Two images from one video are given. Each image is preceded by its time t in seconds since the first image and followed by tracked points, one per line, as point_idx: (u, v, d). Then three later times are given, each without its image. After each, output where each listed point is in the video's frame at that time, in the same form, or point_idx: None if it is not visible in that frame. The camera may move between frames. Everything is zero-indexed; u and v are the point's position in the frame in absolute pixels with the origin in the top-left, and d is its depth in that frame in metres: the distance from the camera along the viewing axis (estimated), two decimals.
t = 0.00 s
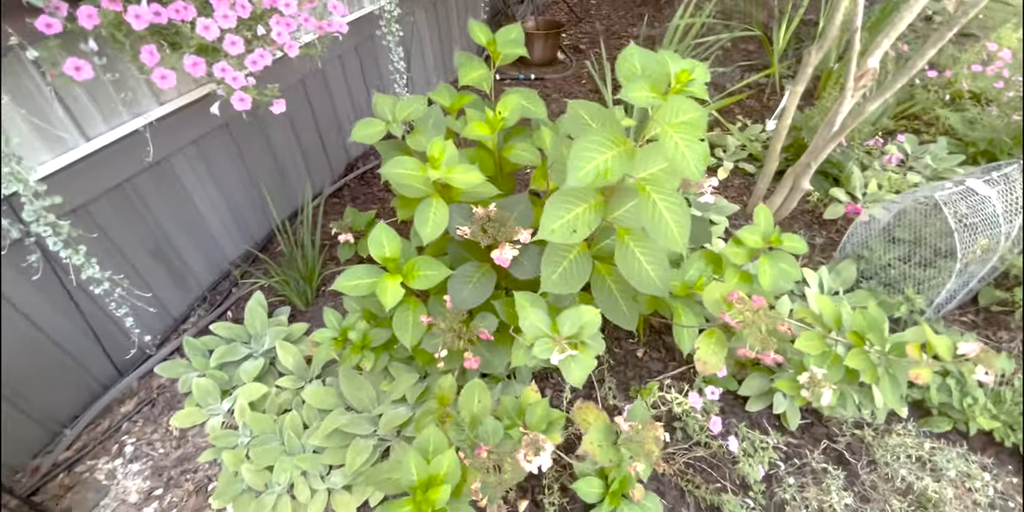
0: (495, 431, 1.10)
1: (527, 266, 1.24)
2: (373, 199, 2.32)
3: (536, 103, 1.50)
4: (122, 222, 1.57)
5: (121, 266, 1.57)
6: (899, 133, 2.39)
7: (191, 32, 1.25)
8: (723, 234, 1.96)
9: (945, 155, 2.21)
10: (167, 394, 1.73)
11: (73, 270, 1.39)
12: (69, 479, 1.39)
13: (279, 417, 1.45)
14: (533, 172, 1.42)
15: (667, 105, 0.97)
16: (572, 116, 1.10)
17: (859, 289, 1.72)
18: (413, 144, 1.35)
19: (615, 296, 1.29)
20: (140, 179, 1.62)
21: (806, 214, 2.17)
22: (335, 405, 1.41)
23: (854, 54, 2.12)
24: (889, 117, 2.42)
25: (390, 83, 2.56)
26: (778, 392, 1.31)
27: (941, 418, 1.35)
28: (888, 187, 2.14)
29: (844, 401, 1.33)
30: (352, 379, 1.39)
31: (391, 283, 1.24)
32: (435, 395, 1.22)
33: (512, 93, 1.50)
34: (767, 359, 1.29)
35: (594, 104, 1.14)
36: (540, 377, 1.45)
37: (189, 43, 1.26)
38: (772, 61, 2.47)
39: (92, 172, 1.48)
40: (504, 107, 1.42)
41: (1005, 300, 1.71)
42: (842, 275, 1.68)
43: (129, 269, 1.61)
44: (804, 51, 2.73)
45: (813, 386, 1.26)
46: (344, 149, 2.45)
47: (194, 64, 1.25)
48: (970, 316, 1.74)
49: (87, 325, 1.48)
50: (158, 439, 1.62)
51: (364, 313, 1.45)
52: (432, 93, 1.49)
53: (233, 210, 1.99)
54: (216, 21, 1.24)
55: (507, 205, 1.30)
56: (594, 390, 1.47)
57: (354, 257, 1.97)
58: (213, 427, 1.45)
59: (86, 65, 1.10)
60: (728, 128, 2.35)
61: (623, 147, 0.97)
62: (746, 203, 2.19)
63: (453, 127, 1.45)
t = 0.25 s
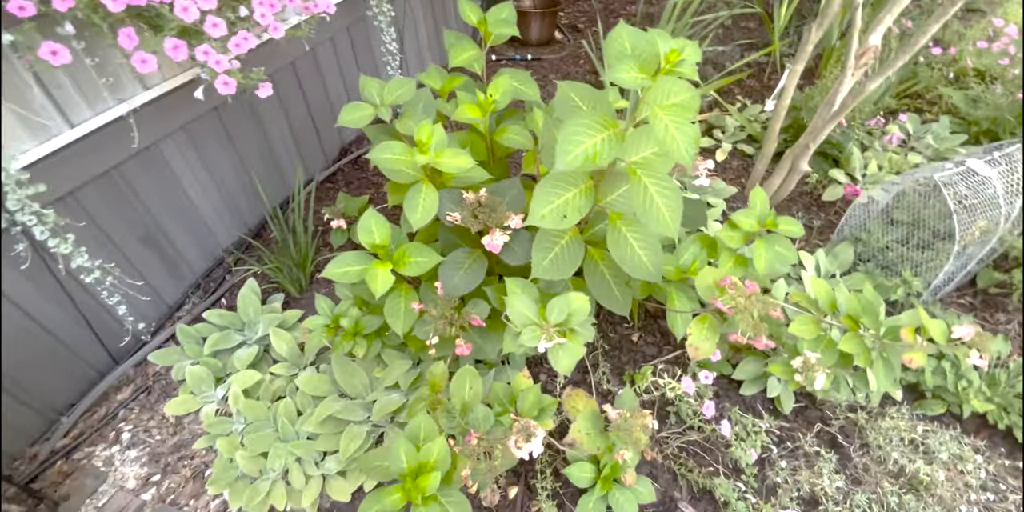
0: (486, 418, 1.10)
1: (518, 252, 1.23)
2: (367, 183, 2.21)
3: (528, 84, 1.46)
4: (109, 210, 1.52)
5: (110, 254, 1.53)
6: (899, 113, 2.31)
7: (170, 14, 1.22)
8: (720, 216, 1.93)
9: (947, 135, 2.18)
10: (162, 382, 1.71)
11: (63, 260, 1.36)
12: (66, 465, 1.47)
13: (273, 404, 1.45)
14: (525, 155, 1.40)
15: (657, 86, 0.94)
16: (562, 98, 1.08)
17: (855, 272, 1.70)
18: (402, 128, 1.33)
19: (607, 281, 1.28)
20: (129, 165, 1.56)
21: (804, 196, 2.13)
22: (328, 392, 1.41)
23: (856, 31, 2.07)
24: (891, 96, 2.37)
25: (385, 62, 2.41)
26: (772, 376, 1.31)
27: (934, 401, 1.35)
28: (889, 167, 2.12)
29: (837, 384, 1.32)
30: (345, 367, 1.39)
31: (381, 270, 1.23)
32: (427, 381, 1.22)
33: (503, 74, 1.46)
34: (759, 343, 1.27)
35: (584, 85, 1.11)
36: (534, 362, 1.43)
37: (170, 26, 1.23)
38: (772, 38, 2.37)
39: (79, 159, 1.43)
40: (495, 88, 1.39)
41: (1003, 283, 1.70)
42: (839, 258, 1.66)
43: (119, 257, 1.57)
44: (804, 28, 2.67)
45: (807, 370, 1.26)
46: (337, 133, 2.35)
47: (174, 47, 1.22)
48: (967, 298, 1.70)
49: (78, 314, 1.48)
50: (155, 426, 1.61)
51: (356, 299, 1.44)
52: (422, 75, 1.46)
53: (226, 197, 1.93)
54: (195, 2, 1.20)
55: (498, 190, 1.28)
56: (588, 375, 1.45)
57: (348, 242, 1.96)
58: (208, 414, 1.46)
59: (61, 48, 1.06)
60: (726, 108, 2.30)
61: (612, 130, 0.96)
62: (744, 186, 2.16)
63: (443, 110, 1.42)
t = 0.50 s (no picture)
0: (467, 412, 1.09)
1: (501, 239, 1.18)
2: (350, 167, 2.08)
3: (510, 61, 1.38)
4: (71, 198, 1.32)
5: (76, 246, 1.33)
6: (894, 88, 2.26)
7: None
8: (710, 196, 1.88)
9: (940, 110, 2.14)
10: (140, 375, 1.63)
11: (23, 253, 1.13)
12: (41, 463, 1.37)
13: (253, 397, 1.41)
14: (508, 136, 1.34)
15: (642, 62, 0.89)
16: (543, 74, 1.01)
17: (846, 252, 1.67)
18: (377, 109, 1.27)
19: (594, 267, 1.23)
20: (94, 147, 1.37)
21: (795, 174, 2.09)
22: (309, 384, 1.37)
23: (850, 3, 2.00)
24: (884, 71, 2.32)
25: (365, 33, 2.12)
26: (761, 360, 1.29)
27: (924, 382, 1.34)
28: (882, 144, 2.07)
29: (828, 368, 1.30)
30: (325, 358, 1.35)
31: (359, 259, 1.18)
32: (408, 373, 1.18)
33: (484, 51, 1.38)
34: (748, 332, 1.26)
35: (566, 62, 1.04)
36: (520, 350, 1.39)
37: None
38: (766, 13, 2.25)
39: (42, 141, 1.18)
40: (476, 66, 1.31)
41: (993, 261, 1.68)
42: (831, 238, 1.63)
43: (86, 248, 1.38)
44: (796, 0, 2.59)
45: (797, 356, 1.22)
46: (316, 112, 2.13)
47: (128, 24, 1.17)
48: (958, 277, 1.69)
49: (46, 308, 1.27)
50: (133, 420, 1.56)
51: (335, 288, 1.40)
52: (399, 52, 1.38)
53: (200, 184, 1.76)
54: None
55: (480, 173, 1.22)
56: (576, 361, 1.42)
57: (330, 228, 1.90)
58: (184, 409, 1.41)
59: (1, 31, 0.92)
60: (717, 85, 2.24)
61: (596, 110, 0.90)
62: (734, 164, 2.11)
63: (422, 90, 1.35)
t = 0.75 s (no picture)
0: (450, 419, 1.04)
1: (484, 235, 1.13)
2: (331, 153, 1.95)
3: (493, 44, 1.30)
4: None
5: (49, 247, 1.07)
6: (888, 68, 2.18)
7: None
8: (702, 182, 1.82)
9: (935, 90, 2.09)
10: (117, 375, 1.54)
11: None
12: (17, 468, 1.19)
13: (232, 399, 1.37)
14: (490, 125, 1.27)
15: (628, 49, 0.84)
16: (525, 61, 0.95)
17: (839, 239, 1.64)
18: (352, 97, 1.20)
19: (581, 262, 1.19)
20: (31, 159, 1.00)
21: (788, 158, 2.04)
22: (290, 384, 1.32)
23: None
24: (878, 50, 2.25)
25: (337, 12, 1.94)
26: (752, 355, 1.25)
27: (916, 372, 1.32)
28: (876, 126, 2.03)
29: (821, 360, 1.27)
30: (305, 359, 1.30)
31: (335, 257, 1.13)
32: (390, 375, 1.14)
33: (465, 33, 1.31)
34: (741, 330, 1.22)
35: (549, 46, 0.98)
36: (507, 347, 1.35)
37: None
38: None
39: None
40: (456, 51, 1.24)
41: (987, 247, 1.66)
42: (824, 225, 1.59)
43: (58, 246, 1.11)
44: None
45: (790, 350, 1.21)
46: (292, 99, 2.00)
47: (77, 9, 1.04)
48: (951, 263, 1.67)
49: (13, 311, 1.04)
50: (110, 422, 1.49)
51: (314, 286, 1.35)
52: (374, 36, 1.30)
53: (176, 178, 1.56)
54: None
55: (461, 165, 1.16)
56: (564, 354, 1.38)
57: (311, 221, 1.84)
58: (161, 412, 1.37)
59: None
60: (709, 65, 2.17)
61: (581, 100, 0.85)
62: (726, 148, 2.06)
63: (400, 76, 1.28)
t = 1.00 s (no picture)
0: (447, 426, 1.00)
1: (479, 230, 1.08)
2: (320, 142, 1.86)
3: (485, 25, 1.23)
4: None
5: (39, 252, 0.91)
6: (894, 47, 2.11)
7: None
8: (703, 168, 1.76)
9: (943, 70, 2.03)
10: (103, 376, 1.50)
11: None
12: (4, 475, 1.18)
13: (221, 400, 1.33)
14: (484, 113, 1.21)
15: (633, 34, 0.78)
16: (520, 46, 0.88)
17: (845, 227, 1.59)
18: (337, 85, 1.14)
19: (581, 257, 1.14)
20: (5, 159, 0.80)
21: (791, 142, 1.97)
22: (281, 384, 1.27)
23: None
24: (884, 28, 2.17)
25: None
26: (757, 349, 1.22)
27: (924, 365, 1.29)
28: (881, 108, 1.97)
29: (828, 355, 1.23)
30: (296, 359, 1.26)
31: (323, 256, 1.07)
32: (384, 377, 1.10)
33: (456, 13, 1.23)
34: (750, 332, 1.17)
35: (545, 29, 0.91)
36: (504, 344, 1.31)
37: None
38: None
39: None
40: (447, 33, 1.17)
41: (996, 233, 1.62)
42: (830, 212, 1.55)
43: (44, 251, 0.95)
44: None
45: (798, 347, 1.17)
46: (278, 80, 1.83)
47: None
48: (957, 250, 1.63)
49: None
50: (97, 424, 1.45)
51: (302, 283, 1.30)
52: (360, 19, 1.22)
53: (162, 168, 1.35)
54: None
55: (455, 157, 1.11)
56: (563, 349, 1.32)
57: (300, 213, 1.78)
58: (148, 417, 1.34)
59: None
60: (710, 45, 2.09)
61: (582, 90, 0.79)
62: (727, 132, 2.00)
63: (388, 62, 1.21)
